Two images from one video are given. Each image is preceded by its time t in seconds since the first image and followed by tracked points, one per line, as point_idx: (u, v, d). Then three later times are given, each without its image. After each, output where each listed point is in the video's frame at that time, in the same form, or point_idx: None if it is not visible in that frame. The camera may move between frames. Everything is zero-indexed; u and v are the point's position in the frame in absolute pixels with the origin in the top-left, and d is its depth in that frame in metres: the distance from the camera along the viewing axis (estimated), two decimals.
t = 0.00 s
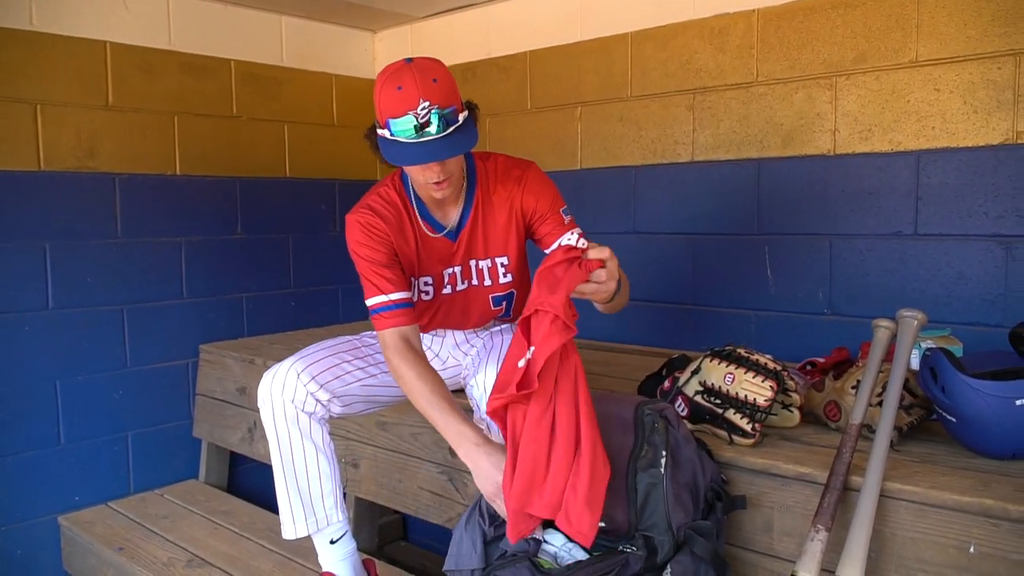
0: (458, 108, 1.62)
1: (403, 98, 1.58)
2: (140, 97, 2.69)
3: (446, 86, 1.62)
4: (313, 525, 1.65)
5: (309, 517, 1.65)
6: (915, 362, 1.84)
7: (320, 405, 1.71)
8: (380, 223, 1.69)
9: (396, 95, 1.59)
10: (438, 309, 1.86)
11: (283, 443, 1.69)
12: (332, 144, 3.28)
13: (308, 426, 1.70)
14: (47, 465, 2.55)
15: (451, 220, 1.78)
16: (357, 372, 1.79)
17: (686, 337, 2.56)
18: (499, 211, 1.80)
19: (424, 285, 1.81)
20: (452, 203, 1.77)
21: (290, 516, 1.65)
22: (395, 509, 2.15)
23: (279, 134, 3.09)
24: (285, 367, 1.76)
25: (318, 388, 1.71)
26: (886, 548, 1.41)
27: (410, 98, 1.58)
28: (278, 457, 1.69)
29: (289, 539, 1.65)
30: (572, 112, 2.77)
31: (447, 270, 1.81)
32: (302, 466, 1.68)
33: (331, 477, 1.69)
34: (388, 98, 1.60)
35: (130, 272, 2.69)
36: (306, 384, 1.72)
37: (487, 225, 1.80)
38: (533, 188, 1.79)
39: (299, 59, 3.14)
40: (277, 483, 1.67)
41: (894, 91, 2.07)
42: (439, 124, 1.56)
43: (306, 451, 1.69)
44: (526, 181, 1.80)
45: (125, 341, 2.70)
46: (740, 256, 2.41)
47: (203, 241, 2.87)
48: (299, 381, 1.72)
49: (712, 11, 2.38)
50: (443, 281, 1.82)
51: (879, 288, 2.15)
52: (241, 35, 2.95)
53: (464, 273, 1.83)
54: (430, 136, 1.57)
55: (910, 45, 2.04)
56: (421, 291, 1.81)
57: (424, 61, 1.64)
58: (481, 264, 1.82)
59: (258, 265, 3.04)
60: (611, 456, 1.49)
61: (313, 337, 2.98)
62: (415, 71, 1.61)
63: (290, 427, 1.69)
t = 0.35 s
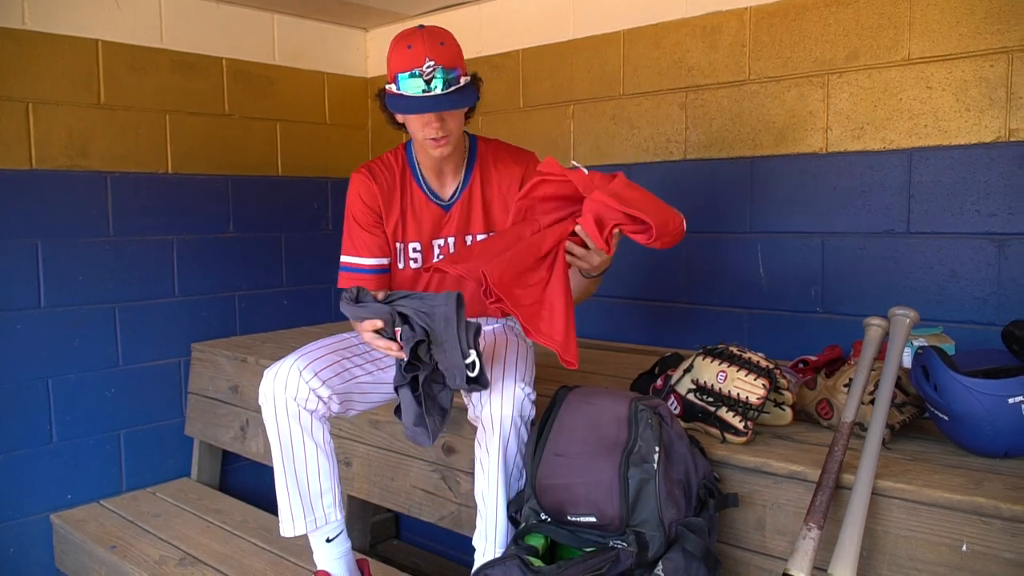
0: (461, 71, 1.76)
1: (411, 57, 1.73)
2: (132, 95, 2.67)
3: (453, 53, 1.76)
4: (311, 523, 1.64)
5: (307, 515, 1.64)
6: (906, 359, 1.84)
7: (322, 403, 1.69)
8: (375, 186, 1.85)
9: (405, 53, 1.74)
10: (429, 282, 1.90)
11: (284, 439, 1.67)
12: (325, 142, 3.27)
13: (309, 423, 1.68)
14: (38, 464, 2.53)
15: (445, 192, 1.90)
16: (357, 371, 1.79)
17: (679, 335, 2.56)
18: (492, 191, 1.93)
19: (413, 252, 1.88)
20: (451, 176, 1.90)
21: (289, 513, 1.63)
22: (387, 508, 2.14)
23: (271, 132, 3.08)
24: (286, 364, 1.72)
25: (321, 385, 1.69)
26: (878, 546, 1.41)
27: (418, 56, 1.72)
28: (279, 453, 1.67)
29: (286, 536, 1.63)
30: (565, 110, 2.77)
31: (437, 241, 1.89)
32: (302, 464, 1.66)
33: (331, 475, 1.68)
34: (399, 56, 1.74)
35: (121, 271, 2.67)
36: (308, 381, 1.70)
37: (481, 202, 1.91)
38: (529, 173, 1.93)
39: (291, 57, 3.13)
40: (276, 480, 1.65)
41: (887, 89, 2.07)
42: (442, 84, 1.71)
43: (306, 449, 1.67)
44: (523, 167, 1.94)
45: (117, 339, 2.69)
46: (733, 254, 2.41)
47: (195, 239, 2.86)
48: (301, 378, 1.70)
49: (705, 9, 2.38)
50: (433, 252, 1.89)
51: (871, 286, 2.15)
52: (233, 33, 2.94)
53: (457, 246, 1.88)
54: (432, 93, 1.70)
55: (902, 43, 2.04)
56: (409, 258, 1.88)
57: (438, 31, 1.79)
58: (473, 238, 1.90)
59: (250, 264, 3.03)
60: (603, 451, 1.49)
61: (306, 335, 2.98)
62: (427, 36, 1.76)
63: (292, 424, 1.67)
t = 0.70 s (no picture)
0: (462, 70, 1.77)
1: (414, 47, 1.75)
2: (127, 94, 2.67)
3: (457, 50, 1.77)
4: (313, 522, 1.64)
5: (310, 514, 1.65)
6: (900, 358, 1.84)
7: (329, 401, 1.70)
8: (374, 176, 1.89)
9: (412, 42, 1.76)
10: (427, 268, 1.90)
11: (290, 436, 1.67)
12: (320, 141, 3.26)
13: (316, 421, 1.69)
14: (33, 463, 2.53)
15: (443, 182, 1.91)
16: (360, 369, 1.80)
17: (674, 334, 2.56)
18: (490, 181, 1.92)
19: (411, 239, 1.90)
20: (448, 170, 1.90)
21: (292, 511, 1.64)
22: (382, 507, 2.14)
23: (266, 130, 3.07)
24: (294, 360, 1.72)
25: (329, 384, 1.70)
26: (873, 544, 1.41)
27: (420, 47, 1.74)
28: (284, 450, 1.66)
29: (288, 534, 1.63)
30: (560, 109, 2.77)
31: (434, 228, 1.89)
32: (308, 462, 1.66)
33: (335, 474, 1.69)
34: (404, 44, 1.77)
35: (116, 270, 2.67)
36: (317, 378, 1.70)
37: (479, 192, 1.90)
38: (526, 164, 1.93)
39: (286, 56, 3.13)
40: (280, 476, 1.65)
41: (881, 87, 2.07)
42: (441, 76, 1.72)
43: (312, 447, 1.67)
44: (521, 158, 1.94)
45: (111, 338, 2.68)
46: (728, 252, 2.41)
47: (190, 238, 2.85)
48: (310, 376, 1.69)
49: (700, 8, 2.38)
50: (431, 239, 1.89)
51: (866, 284, 2.16)
52: (228, 31, 2.94)
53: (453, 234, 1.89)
54: (428, 83, 1.72)
55: (896, 42, 2.04)
56: (407, 246, 1.90)
57: (449, 27, 1.80)
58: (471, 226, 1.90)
59: (245, 263, 3.03)
60: (598, 450, 1.50)
61: (301, 334, 2.97)
62: (437, 28, 1.78)
63: (299, 421, 1.67)
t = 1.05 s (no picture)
0: (440, 74, 1.77)
1: (390, 56, 1.74)
2: (117, 94, 2.66)
3: (432, 53, 1.77)
4: (307, 523, 1.64)
5: (304, 515, 1.64)
6: (890, 354, 1.85)
7: (326, 402, 1.70)
8: (360, 181, 1.92)
9: (387, 52, 1.76)
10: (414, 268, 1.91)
11: (287, 436, 1.67)
12: (311, 141, 3.26)
13: (312, 422, 1.68)
14: (24, 465, 2.52)
15: (429, 182, 1.91)
16: (357, 369, 1.79)
17: (665, 332, 2.57)
18: (474, 179, 1.91)
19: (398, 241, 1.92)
20: (435, 169, 1.90)
21: (286, 511, 1.63)
22: (374, 507, 2.13)
23: (257, 131, 3.07)
24: (292, 360, 1.71)
25: (326, 384, 1.69)
26: (861, 541, 1.42)
27: (396, 56, 1.74)
28: (281, 450, 1.66)
29: (282, 535, 1.63)
30: (551, 108, 2.77)
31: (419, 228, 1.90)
32: (303, 462, 1.66)
33: (330, 476, 1.69)
34: (379, 54, 1.77)
35: (106, 270, 2.66)
36: (314, 379, 1.69)
37: (464, 191, 1.89)
38: (509, 163, 1.91)
39: (277, 55, 3.12)
40: (277, 476, 1.65)
41: (871, 85, 2.08)
42: (421, 83, 1.72)
43: (308, 447, 1.67)
44: (504, 156, 1.92)
45: (103, 339, 2.68)
46: (718, 251, 2.41)
47: (181, 238, 2.85)
48: (307, 376, 1.69)
49: (690, 6, 2.38)
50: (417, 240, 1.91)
51: (856, 281, 2.16)
52: (219, 31, 2.93)
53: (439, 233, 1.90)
54: (411, 93, 1.72)
55: (885, 40, 2.05)
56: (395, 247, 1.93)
57: (422, 30, 1.80)
58: (455, 226, 1.89)
59: (236, 263, 3.02)
60: (586, 448, 1.49)
61: (293, 334, 2.97)
62: (408, 32, 1.77)
63: (295, 422, 1.66)
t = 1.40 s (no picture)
0: (417, 88, 1.76)
1: (366, 77, 1.73)
2: (109, 95, 2.65)
3: (407, 67, 1.75)
4: (300, 524, 1.64)
5: (296, 515, 1.64)
6: (882, 352, 1.85)
7: (317, 402, 1.69)
8: (345, 186, 1.92)
9: (361, 73, 1.74)
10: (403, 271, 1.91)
11: (278, 437, 1.66)
12: (304, 141, 3.25)
13: (303, 423, 1.68)
14: (17, 467, 2.51)
15: (416, 186, 1.90)
16: (348, 369, 1.79)
17: (659, 331, 2.57)
18: (462, 180, 1.89)
19: (387, 245, 1.92)
20: (422, 172, 1.89)
21: (278, 512, 1.63)
22: (368, 507, 2.13)
23: (250, 131, 3.06)
24: (282, 361, 1.71)
25: (316, 385, 1.69)
26: (853, 538, 1.42)
27: (371, 76, 1.72)
28: (271, 452, 1.66)
29: (275, 536, 1.63)
30: (544, 107, 2.77)
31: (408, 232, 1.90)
32: (295, 463, 1.66)
33: (322, 475, 1.68)
34: (354, 76, 1.75)
35: (100, 272, 2.65)
36: (304, 379, 1.69)
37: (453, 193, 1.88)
38: (497, 164, 1.91)
39: (270, 56, 3.12)
40: (268, 478, 1.65)
41: (862, 83, 2.08)
42: (400, 101, 1.72)
43: (299, 448, 1.67)
44: (493, 158, 1.92)
45: (96, 340, 2.67)
46: (711, 249, 2.41)
47: (174, 239, 2.84)
48: (297, 376, 1.68)
49: (682, 5, 2.38)
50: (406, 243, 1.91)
51: (848, 279, 2.16)
52: (211, 32, 2.92)
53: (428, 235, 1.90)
54: (396, 110, 1.72)
55: (876, 38, 2.05)
56: (384, 251, 1.93)
57: (394, 43, 1.78)
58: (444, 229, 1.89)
59: (230, 264, 3.02)
60: (577, 447, 1.50)
61: (287, 334, 2.96)
62: (378, 49, 1.75)
63: (286, 423, 1.66)
